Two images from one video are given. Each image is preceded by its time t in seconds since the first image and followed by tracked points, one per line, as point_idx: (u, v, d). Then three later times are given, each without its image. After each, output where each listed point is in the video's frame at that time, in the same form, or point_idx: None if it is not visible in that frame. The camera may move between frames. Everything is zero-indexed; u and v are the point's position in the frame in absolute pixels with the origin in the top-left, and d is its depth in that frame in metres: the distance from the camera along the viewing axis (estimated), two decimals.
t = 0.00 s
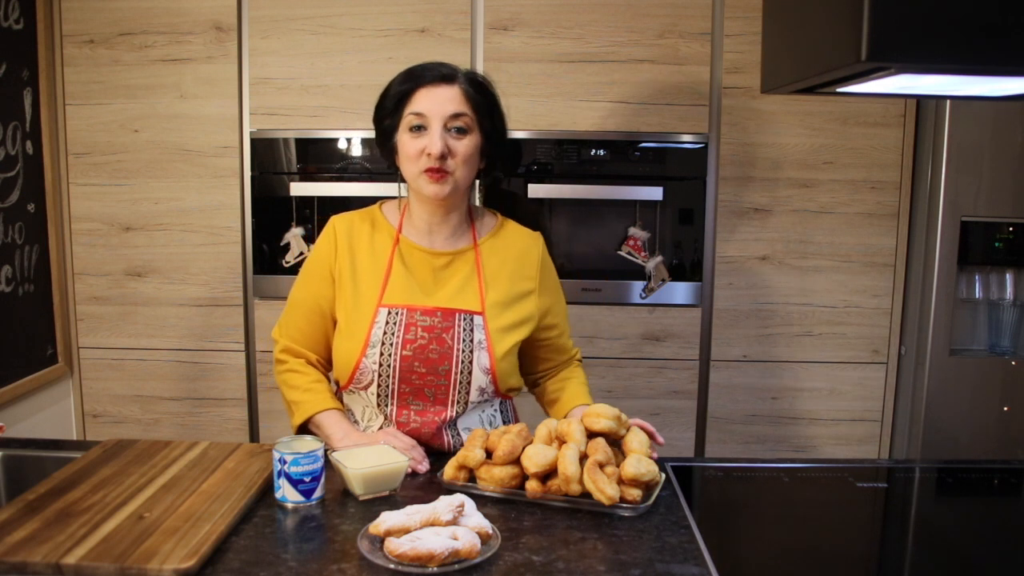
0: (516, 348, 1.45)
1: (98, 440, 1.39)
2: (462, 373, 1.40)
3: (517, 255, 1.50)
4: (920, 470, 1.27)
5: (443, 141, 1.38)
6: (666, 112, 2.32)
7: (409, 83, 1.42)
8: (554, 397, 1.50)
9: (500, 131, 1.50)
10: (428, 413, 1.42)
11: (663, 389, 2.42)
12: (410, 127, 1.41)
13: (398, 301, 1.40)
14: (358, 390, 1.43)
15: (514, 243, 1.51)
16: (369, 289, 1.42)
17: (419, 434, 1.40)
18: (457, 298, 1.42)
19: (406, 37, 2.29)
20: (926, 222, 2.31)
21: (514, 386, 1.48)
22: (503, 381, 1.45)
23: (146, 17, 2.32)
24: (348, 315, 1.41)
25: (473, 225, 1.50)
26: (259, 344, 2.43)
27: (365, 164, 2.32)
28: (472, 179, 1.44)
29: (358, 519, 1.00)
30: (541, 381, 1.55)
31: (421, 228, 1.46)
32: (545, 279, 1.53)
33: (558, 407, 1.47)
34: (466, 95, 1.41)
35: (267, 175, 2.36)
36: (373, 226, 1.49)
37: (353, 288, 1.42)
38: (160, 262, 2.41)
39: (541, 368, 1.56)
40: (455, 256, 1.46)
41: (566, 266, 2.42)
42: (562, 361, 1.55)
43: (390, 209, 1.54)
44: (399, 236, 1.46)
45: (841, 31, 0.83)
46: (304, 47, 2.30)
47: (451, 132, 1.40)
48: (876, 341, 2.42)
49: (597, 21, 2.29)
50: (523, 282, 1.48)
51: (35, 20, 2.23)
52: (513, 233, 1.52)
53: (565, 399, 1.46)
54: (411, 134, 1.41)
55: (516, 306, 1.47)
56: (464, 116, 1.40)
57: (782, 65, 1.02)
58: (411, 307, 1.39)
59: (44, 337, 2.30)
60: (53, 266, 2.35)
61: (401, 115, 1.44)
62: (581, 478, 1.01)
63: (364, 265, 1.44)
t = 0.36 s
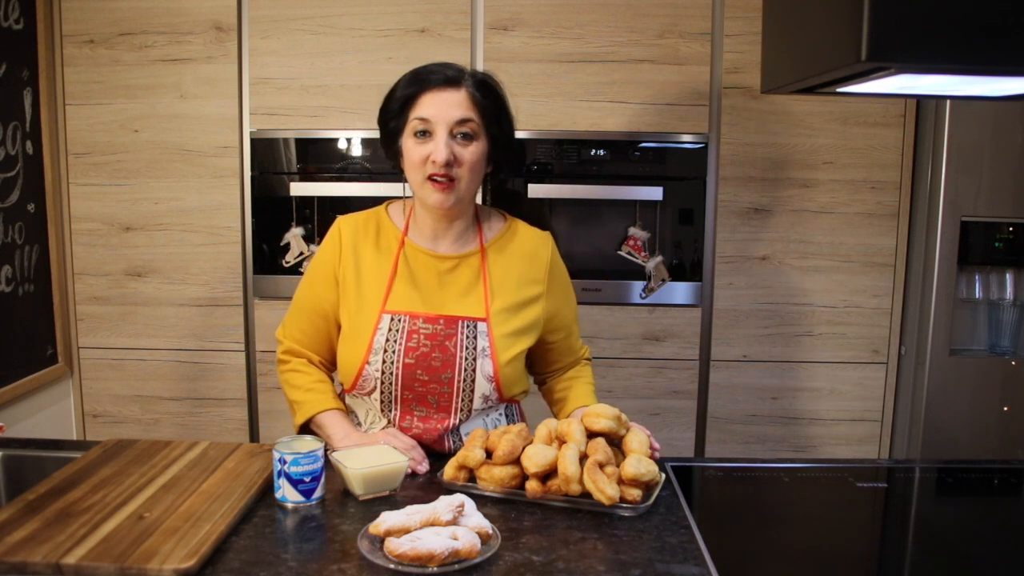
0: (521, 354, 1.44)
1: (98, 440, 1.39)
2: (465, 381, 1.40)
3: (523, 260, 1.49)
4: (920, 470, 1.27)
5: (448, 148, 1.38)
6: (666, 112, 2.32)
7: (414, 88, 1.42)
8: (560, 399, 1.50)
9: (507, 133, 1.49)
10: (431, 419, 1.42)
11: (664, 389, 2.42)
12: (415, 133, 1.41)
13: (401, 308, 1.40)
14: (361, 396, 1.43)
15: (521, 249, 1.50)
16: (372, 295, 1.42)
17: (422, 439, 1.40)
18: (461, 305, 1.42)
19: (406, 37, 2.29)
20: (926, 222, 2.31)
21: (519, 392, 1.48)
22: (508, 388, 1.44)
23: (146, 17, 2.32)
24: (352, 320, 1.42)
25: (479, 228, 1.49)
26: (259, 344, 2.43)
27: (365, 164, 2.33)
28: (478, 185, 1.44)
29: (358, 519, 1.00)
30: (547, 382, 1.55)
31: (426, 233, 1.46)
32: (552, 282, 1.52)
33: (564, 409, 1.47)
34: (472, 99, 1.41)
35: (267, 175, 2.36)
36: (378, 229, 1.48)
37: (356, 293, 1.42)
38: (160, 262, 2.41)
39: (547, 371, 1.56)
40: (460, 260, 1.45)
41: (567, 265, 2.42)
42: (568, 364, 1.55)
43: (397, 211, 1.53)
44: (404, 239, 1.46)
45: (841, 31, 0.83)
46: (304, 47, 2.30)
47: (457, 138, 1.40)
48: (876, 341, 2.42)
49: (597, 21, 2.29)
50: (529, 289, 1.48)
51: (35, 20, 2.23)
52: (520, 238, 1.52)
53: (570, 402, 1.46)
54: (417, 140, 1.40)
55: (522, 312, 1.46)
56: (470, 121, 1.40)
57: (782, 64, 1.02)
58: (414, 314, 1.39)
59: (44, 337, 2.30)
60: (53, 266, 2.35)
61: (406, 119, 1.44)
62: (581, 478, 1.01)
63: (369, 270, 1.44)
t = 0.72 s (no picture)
0: (523, 354, 1.45)
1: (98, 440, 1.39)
2: (466, 380, 1.40)
3: (525, 261, 1.49)
4: (920, 470, 1.27)
5: (459, 148, 1.38)
6: (666, 112, 2.32)
7: (423, 86, 1.41)
8: (560, 400, 1.50)
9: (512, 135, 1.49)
10: (432, 420, 1.42)
11: (664, 389, 2.42)
12: (424, 130, 1.40)
13: (403, 307, 1.40)
14: (361, 395, 1.43)
15: (522, 250, 1.50)
16: (373, 295, 1.42)
17: (422, 439, 1.40)
18: (463, 305, 1.42)
19: (406, 37, 2.29)
20: (926, 222, 2.31)
21: (520, 392, 1.48)
22: (509, 388, 1.44)
23: (146, 17, 2.32)
24: (352, 319, 1.41)
25: (482, 228, 1.50)
26: (259, 344, 2.43)
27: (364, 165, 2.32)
28: (484, 185, 1.44)
29: (358, 519, 1.00)
30: (548, 383, 1.55)
31: (430, 231, 1.46)
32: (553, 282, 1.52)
33: (564, 410, 1.47)
34: (482, 100, 1.41)
35: (267, 175, 2.36)
36: (380, 228, 1.49)
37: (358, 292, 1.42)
38: (160, 262, 2.41)
39: (547, 372, 1.56)
40: (462, 259, 1.45)
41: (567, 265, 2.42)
42: (569, 365, 1.55)
43: (399, 211, 1.53)
44: (406, 237, 1.46)
45: (841, 31, 0.83)
46: (304, 47, 2.30)
47: (467, 138, 1.40)
48: (876, 341, 2.42)
49: (597, 21, 2.29)
50: (531, 289, 1.48)
51: (35, 19, 2.23)
52: (522, 239, 1.52)
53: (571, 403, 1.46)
54: (425, 137, 1.40)
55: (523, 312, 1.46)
56: (480, 122, 1.40)
57: (782, 64, 1.02)
58: (416, 314, 1.39)
59: (43, 338, 2.30)
60: (53, 266, 2.35)
61: (414, 117, 1.43)
62: (581, 478, 1.01)
63: (370, 269, 1.44)
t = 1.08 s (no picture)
0: (522, 352, 1.45)
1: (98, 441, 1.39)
2: (466, 376, 1.40)
3: (525, 259, 1.49)
4: (920, 470, 1.27)
5: (464, 145, 1.38)
6: (666, 112, 2.32)
7: (429, 85, 1.41)
8: (557, 399, 1.50)
9: (515, 135, 1.50)
10: (432, 416, 1.41)
11: (663, 389, 2.42)
12: (430, 128, 1.40)
13: (404, 303, 1.40)
14: (361, 391, 1.43)
15: (522, 248, 1.50)
16: (374, 291, 1.42)
17: (422, 437, 1.39)
18: (463, 301, 1.42)
19: (406, 37, 2.29)
20: (926, 222, 2.32)
21: (519, 391, 1.48)
22: (508, 386, 1.44)
23: (146, 17, 2.32)
24: (353, 316, 1.41)
25: (484, 226, 1.50)
26: (259, 344, 2.43)
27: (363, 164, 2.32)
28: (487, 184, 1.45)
29: (358, 519, 1.00)
30: (546, 382, 1.55)
31: (431, 229, 1.46)
32: (553, 284, 1.52)
33: (562, 409, 1.47)
34: (487, 99, 1.41)
35: (267, 175, 2.36)
36: (380, 226, 1.49)
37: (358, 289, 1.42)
38: (160, 262, 2.41)
39: (545, 371, 1.56)
40: (463, 257, 1.45)
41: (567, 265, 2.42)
42: (567, 365, 1.55)
43: (400, 209, 1.53)
44: (406, 235, 1.46)
45: (841, 31, 0.83)
46: (304, 47, 2.30)
47: (472, 137, 1.40)
48: (876, 341, 2.42)
49: (597, 21, 2.29)
50: (530, 287, 1.48)
51: (35, 19, 2.23)
52: (521, 237, 1.52)
53: (569, 402, 1.46)
54: (431, 135, 1.40)
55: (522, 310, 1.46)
56: (485, 121, 1.40)
57: (782, 64, 1.02)
58: (416, 310, 1.39)
59: (44, 338, 2.30)
60: (53, 265, 2.35)
61: (419, 115, 1.43)
62: (581, 478, 1.01)
63: (371, 266, 1.44)
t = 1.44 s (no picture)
0: (522, 350, 1.45)
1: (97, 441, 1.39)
2: (465, 373, 1.40)
3: (525, 259, 1.50)
4: (920, 470, 1.27)
5: (456, 146, 1.38)
6: (666, 112, 2.32)
7: (425, 85, 1.41)
8: (557, 398, 1.50)
9: (513, 134, 1.49)
10: (431, 414, 1.41)
11: (663, 389, 2.42)
12: (424, 128, 1.40)
13: (404, 301, 1.40)
14: (361, 389, 1.43)
15: (522, 247, 1.51)
16: (374, 289, 1.42)
17: (421, 434, 1.39)
18: (463, 299, 1.42)
19: (406, 37, 2.29)
20: (926, 222, 2.31)
21: (519, 390, 1.47)
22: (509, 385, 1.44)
23: (146, 17, 2.32)
24: (354, 314, 1.41)
25: (483, 225, 1.50)
26: (259, 344, 2.43)
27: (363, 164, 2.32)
28: (484, 183, 1.44)
29: (358, 519, 1.00)
30: (546, 382, 1.55)
31: (430, 229, 1.46)
32: (554, 282, 1.52)
33: (562, 408, 1.47)
34: (482, 99, 1.41)
35: (267, 175, 2.36)
36: (382, 225, 1.49)
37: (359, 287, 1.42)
38: (160, 262, 2.41)
39: (545, 371, 1.56)
40: (463, 256, 1.46)
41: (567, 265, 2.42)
42: (567, 365, 1.54)
43: (401, 208, 1.54)
44: (407, 234, 1.46)
45: (841, 30, 0.83)
46: (304, 47, 2.30)
47: (466, 137, 1.40)
48: (876, 341, 2.42)
49: (597, 21, 2.29)
50: (530, 286, 1.48)
51: (35, 19, 2.23)
52: (522, 237, 1.52)
53: (569, 401, 1.46)
54: (425, 135, 1.40)
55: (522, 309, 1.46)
56: (479, 121, 1.40)
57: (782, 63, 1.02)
58: (416, 307, 1.39)
59: (44, 338, 2.30)
60: (53, 265, 2.35)
61: (415, 115, 1.44)
62: (581, 478, 1.01)
63: (372, 264, 1.44)
